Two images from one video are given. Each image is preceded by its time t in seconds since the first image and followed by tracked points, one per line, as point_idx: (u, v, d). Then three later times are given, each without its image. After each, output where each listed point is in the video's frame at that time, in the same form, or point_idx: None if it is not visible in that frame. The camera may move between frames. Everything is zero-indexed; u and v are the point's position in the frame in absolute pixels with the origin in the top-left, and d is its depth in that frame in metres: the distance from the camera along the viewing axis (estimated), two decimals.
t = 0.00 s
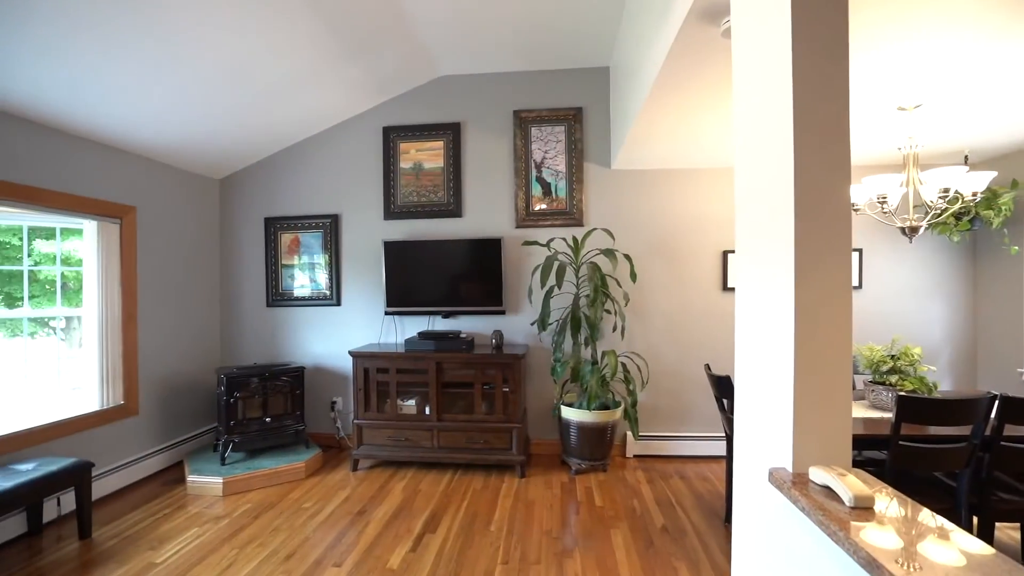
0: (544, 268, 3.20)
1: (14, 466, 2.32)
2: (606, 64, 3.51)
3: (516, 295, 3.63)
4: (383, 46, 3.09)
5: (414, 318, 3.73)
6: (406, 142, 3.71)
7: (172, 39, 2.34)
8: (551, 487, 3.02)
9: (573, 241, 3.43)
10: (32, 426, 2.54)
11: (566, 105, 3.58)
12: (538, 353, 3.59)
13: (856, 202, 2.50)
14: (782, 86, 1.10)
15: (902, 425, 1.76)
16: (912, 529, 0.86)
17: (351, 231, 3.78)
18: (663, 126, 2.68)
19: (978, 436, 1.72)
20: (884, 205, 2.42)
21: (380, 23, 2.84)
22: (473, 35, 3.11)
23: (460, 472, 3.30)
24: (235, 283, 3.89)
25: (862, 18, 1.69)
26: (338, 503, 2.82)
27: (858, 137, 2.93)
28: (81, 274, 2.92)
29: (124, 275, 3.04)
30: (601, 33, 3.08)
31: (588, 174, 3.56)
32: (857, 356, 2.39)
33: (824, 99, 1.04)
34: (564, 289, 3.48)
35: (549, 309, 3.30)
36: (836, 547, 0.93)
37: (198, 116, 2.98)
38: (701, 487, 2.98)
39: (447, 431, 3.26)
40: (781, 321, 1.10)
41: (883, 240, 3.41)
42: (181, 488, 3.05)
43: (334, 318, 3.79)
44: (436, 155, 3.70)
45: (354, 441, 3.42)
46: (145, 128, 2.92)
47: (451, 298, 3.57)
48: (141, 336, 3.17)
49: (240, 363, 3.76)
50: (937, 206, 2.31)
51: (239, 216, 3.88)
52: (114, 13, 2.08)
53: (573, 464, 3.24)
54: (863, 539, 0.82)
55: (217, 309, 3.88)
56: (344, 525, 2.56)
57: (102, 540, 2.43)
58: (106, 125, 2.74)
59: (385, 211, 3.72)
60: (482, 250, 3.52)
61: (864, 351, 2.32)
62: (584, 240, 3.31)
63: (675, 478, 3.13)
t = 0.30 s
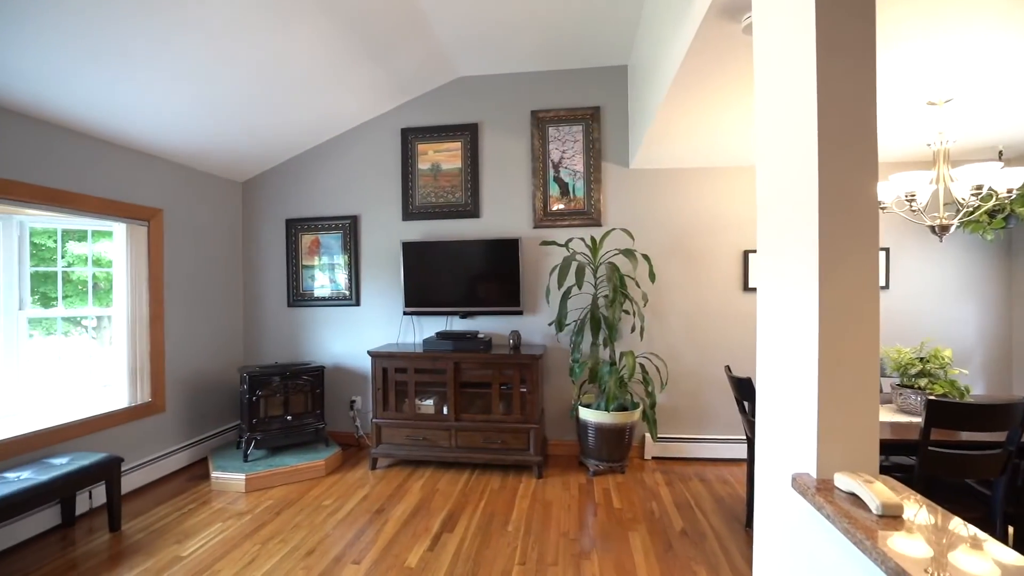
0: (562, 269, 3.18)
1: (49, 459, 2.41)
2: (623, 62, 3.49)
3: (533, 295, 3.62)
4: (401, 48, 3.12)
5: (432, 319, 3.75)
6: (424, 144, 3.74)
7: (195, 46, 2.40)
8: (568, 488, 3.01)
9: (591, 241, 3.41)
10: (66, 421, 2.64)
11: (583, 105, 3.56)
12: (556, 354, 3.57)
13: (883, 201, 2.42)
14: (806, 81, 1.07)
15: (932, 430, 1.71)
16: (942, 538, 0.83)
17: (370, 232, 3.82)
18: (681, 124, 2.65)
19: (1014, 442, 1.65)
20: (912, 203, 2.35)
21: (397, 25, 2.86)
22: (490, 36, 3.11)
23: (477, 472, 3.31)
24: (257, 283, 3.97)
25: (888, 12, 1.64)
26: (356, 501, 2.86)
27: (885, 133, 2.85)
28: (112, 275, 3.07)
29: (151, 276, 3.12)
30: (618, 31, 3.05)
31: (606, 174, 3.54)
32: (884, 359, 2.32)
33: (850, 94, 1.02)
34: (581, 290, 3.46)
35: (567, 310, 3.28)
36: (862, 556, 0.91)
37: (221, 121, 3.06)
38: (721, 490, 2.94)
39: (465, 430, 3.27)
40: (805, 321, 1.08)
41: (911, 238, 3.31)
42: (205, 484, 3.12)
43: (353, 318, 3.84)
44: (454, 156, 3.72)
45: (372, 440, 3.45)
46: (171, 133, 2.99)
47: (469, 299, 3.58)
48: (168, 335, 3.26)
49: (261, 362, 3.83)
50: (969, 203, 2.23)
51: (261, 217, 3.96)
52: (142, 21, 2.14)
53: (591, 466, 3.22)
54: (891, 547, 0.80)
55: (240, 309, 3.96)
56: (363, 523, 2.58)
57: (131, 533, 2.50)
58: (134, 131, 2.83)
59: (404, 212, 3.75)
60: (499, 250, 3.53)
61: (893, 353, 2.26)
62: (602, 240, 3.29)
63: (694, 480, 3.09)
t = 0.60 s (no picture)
0: (581, 270, 3.16)
1: (83, 454, 2.50)
2: (643, 60, 3.45)
3: (552, 295, 3.61)
4: (420, 50, 3.14)
5: (451, 319, 3.77)
6: (443, 145, 3.76)
7: (218, 54, 2.45)
8: (587, 489, 2.99)
9: (610, 241, 3.38)
10: (98, 418, 2.73)
11: (602, 103, 3.54)
12: (575, 354, 3.56)
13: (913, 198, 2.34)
14: (833, 76, 1.05)
15: (967, 436, 1.65)
16: (977, 549, 0.80)
17: (389, 233, 3.86)
18: (701, 122, 2.60)
19: None
20: (945, 200, 2.26)
21: (414, 28, 2.89)
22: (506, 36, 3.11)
23: (495, 472, 3.31)
24: (280, 284, 4.05)
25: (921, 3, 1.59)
26: (376, 499, 2.89)
27: (916, 128, 2.76)
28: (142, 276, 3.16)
29: (178, 277, 3.20)
30: (637, 28, 3.02)
31: (626, 173, 3.51)
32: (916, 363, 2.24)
33: (879, 89, 0.99)
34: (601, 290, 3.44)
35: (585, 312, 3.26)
36: (891, 566, 0.88)
37: (243, 124, 3.11)
38: (743, 493, 2.89)
39: (483, 430, 3.28)
40: (832, 323, 1.05)
41: (943, 237, 3.20)
42: (230, 480, 3.19)
43: (373, 318, 3.88)
44: (472, 157, 3.73)
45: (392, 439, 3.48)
46: (197, 137, 3.07)
47: (488, 299, 3.59)
48: (194, 334, 3.34)
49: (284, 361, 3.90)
50: (1006, 200, 2.14)
51: (284, 219, 4.03)
52: (168, 31, 2.20)
53: (609, 468, 3.21)
54: (923, 558, 0.77)
55: (263, 309, 4.04)
56: (383, 521, 2.61)
57: (160, 527, 2.57)
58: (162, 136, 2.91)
59: (423, 213, 3.78)
60: (517, 250, 3.53)
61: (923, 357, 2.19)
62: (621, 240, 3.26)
63: (715, 483, 3.04)
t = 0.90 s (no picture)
0: (603, 271, 3.15)
1: (120, 448, 2.59)
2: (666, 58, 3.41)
3: (574, 296, 3.59)
4: (442, 52, 3.16)
5: (473, 319, 3.79)
6: (465, 146, 3.78)
7: (246, 59, 2.52)
8: (609, 491, 2.97)
9: (633, 240, 3.34)
10: (133, 414, 2.83)
11: (625, 102, 3.51)
12: (597, 355, 3.53)
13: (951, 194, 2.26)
14: (864, 69, 1.01)
15: (1009, 444, 1.58)
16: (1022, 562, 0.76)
17: (411, 234, 3.90)
18: (726, 119, 2.55)
19: None
20: (984, 196, 2.18)
21: (436, 30, 2.91)
22: (527, 36, 3.11)
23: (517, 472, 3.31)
24: (306, 284, 4.13)
25: None
26: (398, 497, 2.92)
27: (952, 120, 2.66)
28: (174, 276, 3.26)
29: (208, 277, 3.29)
30: (660, 25, 2.98)
31: (649, 172, 3.47)
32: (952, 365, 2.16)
33: (915, 82, 0.96)
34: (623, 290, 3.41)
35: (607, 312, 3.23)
36: None
37: (270, 128, 3.19)
38: (770, 498, 2.83)
39: (505, 430, 3.29)
40: (865, 326, 1.02)
41: (983, 235, 3.08)
42: (257, 476, 3.27)
43: (396, 318, 3.93)
44: (494, 157, 3.74)
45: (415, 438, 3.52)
46: (226, 141, 3.15)
47: (509, 299, 3.59)
48: (224, 333, 3.43)
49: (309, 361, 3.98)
50: None
51: (310, 220, 4.11)
52: (198, 38, 2.27)
53: (631, 470, 3.18)
54: (963, 570, 0.74)
55: (289, 309, 4.12)
56: (405, 519, 2.64)
57: (192, 520, 2.64)
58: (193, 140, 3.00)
59: (445, 214, 3.80)
60: (539, 251, 3.52)
61: (961, 359, 2.11)
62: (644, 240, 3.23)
63: (741, 487, 2.98)
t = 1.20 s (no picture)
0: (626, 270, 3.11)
1: (155, 443, 2.69)
2: (692, 54, 3.36)
3: (598, 296, 3.57)
4: (464, 54, 3.18)
5: (496, 320, 3.80)
6: (488, 147, 3.79)
7: (273, 64, 2.58)
8: (633, 493, 2.94)
9: (657, 240, 3.30)
10: (168, 409, 2.92)
11: (649, 100, 3.47)
12: (621, 356, 3.50)
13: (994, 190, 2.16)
14: (900, 63, 0.98)
15: None
16: None
17: (435, 235, 3.93)
18: (753, 116, 2.50)
19: None
20: None
21: (458, 32, 2.93)
22: (549, 36, 3.11)
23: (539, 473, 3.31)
24: (333, 284, 4.20)
25: None
26: (422, 496, 2.94)
27: (995, 113, 2.55)
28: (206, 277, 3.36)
29: (238, 278, 3.38)
30: (685, 22, 2.94)
31: (674, 171, 3.42)
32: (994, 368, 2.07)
33: (955, 72, 0.92)
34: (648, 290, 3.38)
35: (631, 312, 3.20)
36: None
37: (297, 131, 3.26)
38: (799, 504, 2.76)
39: (528, 431, 3.29)
40: (902, 327, 0.98)
41: None
42: (285, 472, 3.34)
43: (420, 318, 3.97)
44: (517, 157, 3.74)
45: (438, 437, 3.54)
46: (255, 145, 3.24)
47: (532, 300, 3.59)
48: (254, 332, 3.52)
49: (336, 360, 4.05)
50: None
51: (336, 222, 4.19)
52: (227, 45, 2.33)
53: (655, 473, 3.14)
54: None
55: (316, 309, 4.21)
56: (429, 517, 2.66)
57: (223, 514, 2.72)
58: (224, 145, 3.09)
59: (469, 214, 3.83)
60: (562, 250, 3.51)
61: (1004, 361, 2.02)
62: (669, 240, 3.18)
63: (768, 492, 2.92)
